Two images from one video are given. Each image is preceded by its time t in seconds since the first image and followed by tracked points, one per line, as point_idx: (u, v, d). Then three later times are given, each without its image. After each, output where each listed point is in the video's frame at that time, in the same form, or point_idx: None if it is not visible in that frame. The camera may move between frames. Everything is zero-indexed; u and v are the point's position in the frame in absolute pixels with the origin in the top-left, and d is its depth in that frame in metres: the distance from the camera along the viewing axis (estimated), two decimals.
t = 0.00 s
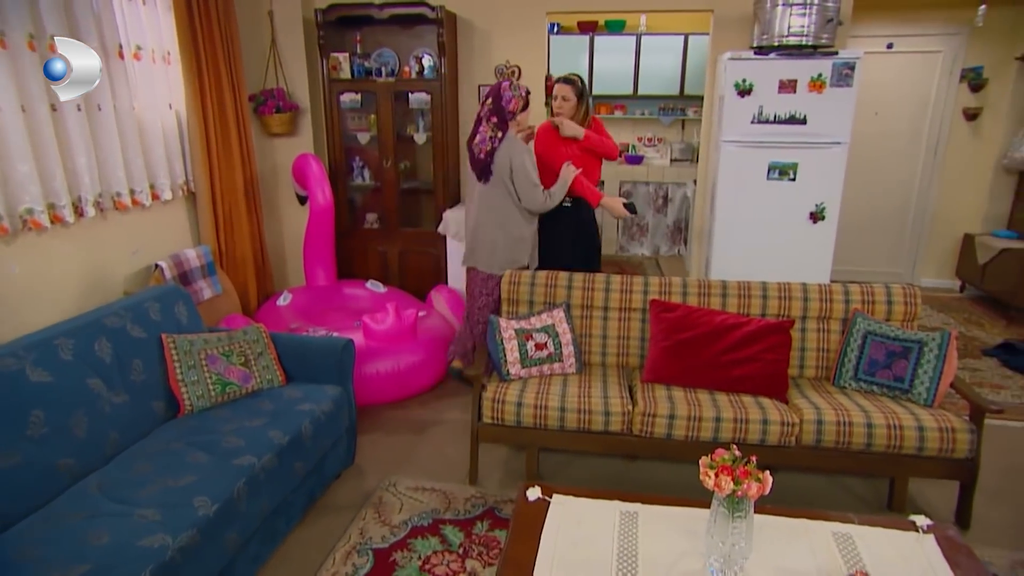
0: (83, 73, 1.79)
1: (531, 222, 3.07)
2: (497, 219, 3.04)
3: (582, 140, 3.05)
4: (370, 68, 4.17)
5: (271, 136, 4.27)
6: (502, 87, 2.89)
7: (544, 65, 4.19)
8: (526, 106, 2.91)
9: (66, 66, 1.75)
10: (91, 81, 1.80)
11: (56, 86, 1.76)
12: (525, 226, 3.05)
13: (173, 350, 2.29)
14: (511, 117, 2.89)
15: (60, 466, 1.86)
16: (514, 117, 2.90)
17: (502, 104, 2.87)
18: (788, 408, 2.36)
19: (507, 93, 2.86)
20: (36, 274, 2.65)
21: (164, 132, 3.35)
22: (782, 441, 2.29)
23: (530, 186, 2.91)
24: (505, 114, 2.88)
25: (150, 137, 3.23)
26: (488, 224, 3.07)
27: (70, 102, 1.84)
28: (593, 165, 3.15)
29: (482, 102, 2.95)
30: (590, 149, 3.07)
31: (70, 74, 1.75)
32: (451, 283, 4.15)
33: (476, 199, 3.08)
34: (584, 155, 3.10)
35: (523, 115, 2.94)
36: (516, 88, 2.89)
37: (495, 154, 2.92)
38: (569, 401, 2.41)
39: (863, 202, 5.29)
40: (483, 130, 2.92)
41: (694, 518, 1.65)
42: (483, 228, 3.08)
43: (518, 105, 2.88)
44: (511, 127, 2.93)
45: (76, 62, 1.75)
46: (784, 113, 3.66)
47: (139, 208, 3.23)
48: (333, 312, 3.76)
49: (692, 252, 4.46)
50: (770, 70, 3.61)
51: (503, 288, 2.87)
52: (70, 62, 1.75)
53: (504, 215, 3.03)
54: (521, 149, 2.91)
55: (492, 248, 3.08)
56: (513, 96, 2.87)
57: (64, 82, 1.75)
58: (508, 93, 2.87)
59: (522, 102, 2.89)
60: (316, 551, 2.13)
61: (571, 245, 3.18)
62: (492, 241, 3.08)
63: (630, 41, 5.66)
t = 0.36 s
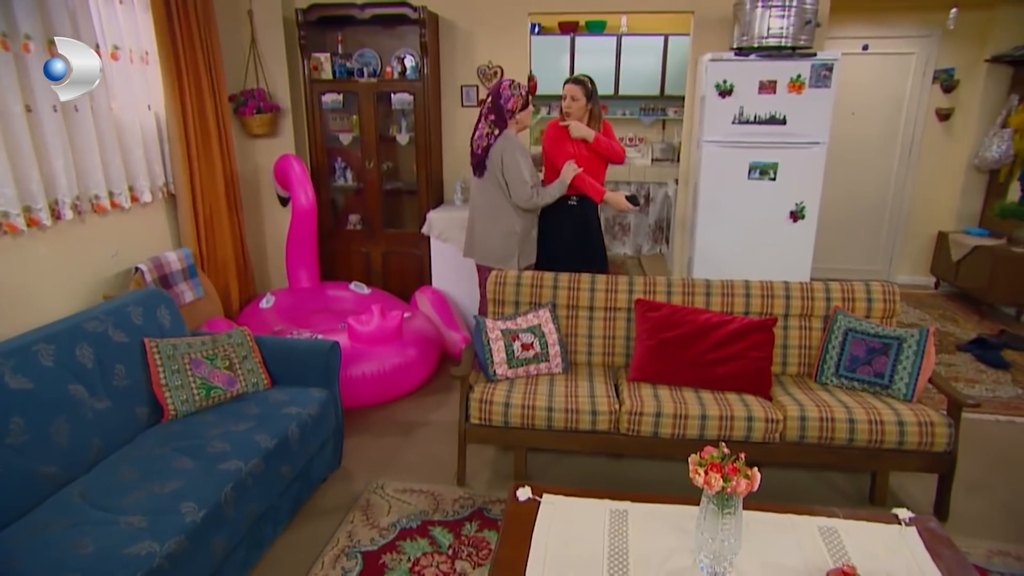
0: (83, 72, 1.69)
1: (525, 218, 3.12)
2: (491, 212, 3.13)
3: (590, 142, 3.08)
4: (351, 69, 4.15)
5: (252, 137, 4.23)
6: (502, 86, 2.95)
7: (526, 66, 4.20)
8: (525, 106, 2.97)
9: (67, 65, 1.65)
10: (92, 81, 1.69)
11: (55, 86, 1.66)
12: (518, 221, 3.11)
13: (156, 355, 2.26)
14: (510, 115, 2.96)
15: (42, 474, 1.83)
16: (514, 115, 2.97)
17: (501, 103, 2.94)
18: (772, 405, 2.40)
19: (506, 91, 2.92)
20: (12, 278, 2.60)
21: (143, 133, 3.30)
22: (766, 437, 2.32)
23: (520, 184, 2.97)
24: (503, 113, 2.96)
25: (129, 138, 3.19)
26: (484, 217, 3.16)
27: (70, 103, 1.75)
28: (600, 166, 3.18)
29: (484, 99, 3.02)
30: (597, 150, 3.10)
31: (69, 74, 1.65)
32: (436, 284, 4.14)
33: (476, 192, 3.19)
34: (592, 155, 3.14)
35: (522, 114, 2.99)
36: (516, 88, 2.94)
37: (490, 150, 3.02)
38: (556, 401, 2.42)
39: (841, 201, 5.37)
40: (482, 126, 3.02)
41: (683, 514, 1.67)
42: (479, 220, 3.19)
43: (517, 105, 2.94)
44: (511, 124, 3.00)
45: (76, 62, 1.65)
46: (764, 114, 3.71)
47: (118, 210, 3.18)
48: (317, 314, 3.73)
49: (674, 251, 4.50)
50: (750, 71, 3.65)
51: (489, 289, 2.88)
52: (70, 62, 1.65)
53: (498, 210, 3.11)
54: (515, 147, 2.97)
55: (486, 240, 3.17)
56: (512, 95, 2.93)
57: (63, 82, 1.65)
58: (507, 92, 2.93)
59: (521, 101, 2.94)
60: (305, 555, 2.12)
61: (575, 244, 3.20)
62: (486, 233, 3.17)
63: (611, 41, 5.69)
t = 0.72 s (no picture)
0: (82, 73, 1.75)
1: (512, 215, 3.18)
2: (480, 206, 3.22)
3: (599, 144, 3.08)
4: (333, 69, 4.12)
5: (232, 138, 4.18)
6: (498, 86, 3.03)
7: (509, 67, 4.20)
8: (518, 106, 3.01)
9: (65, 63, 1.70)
10: (91, 81, 1.77)
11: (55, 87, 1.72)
12: (503, 216, 3.17)
13: (139, 359, 2.24)
14: (503, 115, 3.04)
15: (24, 483, 1.79)
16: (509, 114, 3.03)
17: (494, 103, 3.03)
18: (756, 403, 2.43)
19: (498, 92, 2.99)
20: None
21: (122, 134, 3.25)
22: (750, 434, 2.35)
23: (505, 180, 3.04)
24: (497, 113, 3.04)
25: (107, 139, 3.13)
26: (475, 212, 3.25)
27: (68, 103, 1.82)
28: (610, 168, 3.18)
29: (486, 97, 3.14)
30: (607, 153, 3.10)
31: (70, 74, 1.72)
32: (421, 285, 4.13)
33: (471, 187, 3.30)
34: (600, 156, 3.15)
35: (518, 112, 3.04)
36: (510, 88, 3.00)
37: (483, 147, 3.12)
38: (543, 401, 2.43)
39: (819, 199, 5.45)
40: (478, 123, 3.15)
41: (671, 512, 1.69)
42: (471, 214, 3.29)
43: (511, 105, 3.00)
44: (506, 123, 3.07)
45: (76, 62, 1.72)
46: (745, 114, 3.75)
47: (97, 213, 3.13)
48: (300, 317, 3.71)
49: (657, 250, 4.53)
50: (731, 72, 3.70)
51: (475, 290, 2.88)
52: (70, 62, 1.72)
53: (486, 204, 3.20)
54: (504, 145, 3.05)
55: (473, 233, 3.26)
56: (505, 95, 2.99)
57: (64, 82, 1.71)
58: (500, 92, 3.01)
59: (514, 101, 2.99)
60: (293, 559, 2.10)
61: (579, 245, 3.22)
62: (475, 226, 3.27)
63: (592, 42, 5.70)
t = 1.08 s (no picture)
0: (80, 74, 2.26)
1: (513, 217, 3.23)
2: (485, 207, 3.29)
3: (596, 149, 3.09)
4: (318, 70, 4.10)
5: (216, 139, 4.15)
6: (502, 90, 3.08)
7: (494, 68, 4.21)
8: (519, 109, 3.03)
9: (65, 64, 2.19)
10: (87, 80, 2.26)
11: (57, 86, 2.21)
12: (505, 218, 3.23)
13: (125, 363, 2.21)
14: (507, 118, 3.09)
15: (8, 490, 1.77)
16: (512, 117, 3.07)
17: (497, 106, 3.09)
18: (743, 400, 2.46)
19: (501, 95, 3.05)
20: None
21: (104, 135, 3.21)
22: (738, 432, 2.38)
23: (506, 182, 3.10)
24: (500, 117, 3.11)
25: (88, 141, 3.08)
26: (480, 212, 3.32)
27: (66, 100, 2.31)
28: (613, 174, 3.17)
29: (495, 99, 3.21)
30: (605, 158, 3.10)
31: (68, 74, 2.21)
32: (409, 286, 4.11)
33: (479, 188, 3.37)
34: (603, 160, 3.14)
35: (521, 115, 3.07)
36: (511, 92, 3.04)
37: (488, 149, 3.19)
38: (533, 401, 2.44)
39: (801, 198, 5.52)
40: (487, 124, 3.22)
41: (662, 509, 1.71)
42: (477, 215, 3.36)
43: (511, 109, 3.04)
44: (511, 126, 3.12)
45: (74, 64, 2.21)
46: (729, 115, 3.79)
47: (79, 215, 3.09)
48: (286, 318, 3.68)
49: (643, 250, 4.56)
50: (714, 73, 3.73)
51: (463, 291, 2.88)
52: (69, 64, 2.21)
53: (489, 205, 3.26)
54: (508, 147, 3.10)
55: (478, 233, 3.33)
56: (507, 99, 3.04)
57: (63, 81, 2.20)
58: (503, 95, 3.05)
59: (516, 104, 3.03)
60: (283, 563, 2.09)
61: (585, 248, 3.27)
62: (479, 227, 3.34)
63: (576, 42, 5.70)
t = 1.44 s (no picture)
0: (80, 73, 2.57)
1: (516, 216, 3.31)
2: (493, 205, 3.41)
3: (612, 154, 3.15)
4: (306, 70, 4.08)
5: (203, 140, 4.12)
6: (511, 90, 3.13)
7: (483, 68, 4.21)
8: (519, 111, 3.06)
9: (66, 66, 2.51)
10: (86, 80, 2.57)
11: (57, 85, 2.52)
12: (509, 217, 3.32)
13: (116, 366, 2.20)
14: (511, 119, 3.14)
15: None
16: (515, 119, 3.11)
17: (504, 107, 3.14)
18: (734, 398, 2.48)
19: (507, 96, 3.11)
20: None
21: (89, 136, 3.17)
22: (730, 429, 2.41)
23: (505, 181, 3.19)
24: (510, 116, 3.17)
25: (75, 142, 3.05)
26: (491, 210, 3.45)
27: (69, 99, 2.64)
28: (628, 177, 3.23)
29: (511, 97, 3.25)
30: (623, 163, 3.16)
31: (69, 74, 2.52)
32: (400, 287, 4.11)
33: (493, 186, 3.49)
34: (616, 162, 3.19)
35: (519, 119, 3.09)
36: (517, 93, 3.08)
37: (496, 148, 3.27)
38: (526, 401, 2.45)
39: (788, 198, 5.57)
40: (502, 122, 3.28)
41: (656, 507, 1.72)
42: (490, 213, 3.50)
43: (517, 108, 3.07)
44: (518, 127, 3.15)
45: (74, 64, 2.52)
46: (717, 115, 3.82)
47: (64, 217, 3.05)
48: (276, 320, 3.67)
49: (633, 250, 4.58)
50: (702, 74, 3.76)
51: (455, 291, 2.89)
52: (70, 63, 2.52)
53: (495, 203, 3.38)
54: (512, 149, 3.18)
55: (488, 230, 3.47)
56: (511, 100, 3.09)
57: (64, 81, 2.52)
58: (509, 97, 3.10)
59: (517, 107, 3.07)
60: (277, 565, 2.08)
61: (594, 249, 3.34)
62: (490, 224, 3.48)
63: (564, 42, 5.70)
